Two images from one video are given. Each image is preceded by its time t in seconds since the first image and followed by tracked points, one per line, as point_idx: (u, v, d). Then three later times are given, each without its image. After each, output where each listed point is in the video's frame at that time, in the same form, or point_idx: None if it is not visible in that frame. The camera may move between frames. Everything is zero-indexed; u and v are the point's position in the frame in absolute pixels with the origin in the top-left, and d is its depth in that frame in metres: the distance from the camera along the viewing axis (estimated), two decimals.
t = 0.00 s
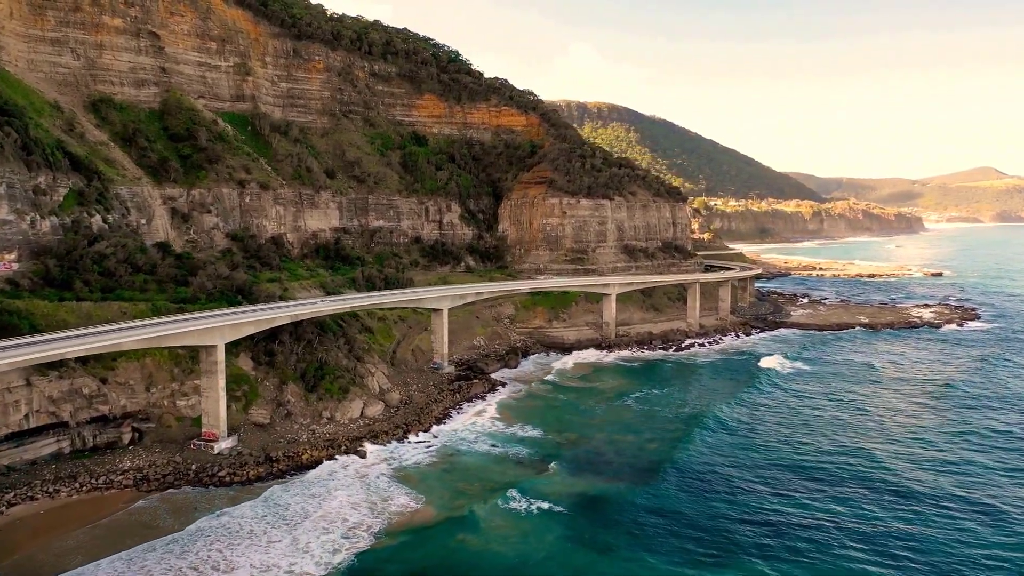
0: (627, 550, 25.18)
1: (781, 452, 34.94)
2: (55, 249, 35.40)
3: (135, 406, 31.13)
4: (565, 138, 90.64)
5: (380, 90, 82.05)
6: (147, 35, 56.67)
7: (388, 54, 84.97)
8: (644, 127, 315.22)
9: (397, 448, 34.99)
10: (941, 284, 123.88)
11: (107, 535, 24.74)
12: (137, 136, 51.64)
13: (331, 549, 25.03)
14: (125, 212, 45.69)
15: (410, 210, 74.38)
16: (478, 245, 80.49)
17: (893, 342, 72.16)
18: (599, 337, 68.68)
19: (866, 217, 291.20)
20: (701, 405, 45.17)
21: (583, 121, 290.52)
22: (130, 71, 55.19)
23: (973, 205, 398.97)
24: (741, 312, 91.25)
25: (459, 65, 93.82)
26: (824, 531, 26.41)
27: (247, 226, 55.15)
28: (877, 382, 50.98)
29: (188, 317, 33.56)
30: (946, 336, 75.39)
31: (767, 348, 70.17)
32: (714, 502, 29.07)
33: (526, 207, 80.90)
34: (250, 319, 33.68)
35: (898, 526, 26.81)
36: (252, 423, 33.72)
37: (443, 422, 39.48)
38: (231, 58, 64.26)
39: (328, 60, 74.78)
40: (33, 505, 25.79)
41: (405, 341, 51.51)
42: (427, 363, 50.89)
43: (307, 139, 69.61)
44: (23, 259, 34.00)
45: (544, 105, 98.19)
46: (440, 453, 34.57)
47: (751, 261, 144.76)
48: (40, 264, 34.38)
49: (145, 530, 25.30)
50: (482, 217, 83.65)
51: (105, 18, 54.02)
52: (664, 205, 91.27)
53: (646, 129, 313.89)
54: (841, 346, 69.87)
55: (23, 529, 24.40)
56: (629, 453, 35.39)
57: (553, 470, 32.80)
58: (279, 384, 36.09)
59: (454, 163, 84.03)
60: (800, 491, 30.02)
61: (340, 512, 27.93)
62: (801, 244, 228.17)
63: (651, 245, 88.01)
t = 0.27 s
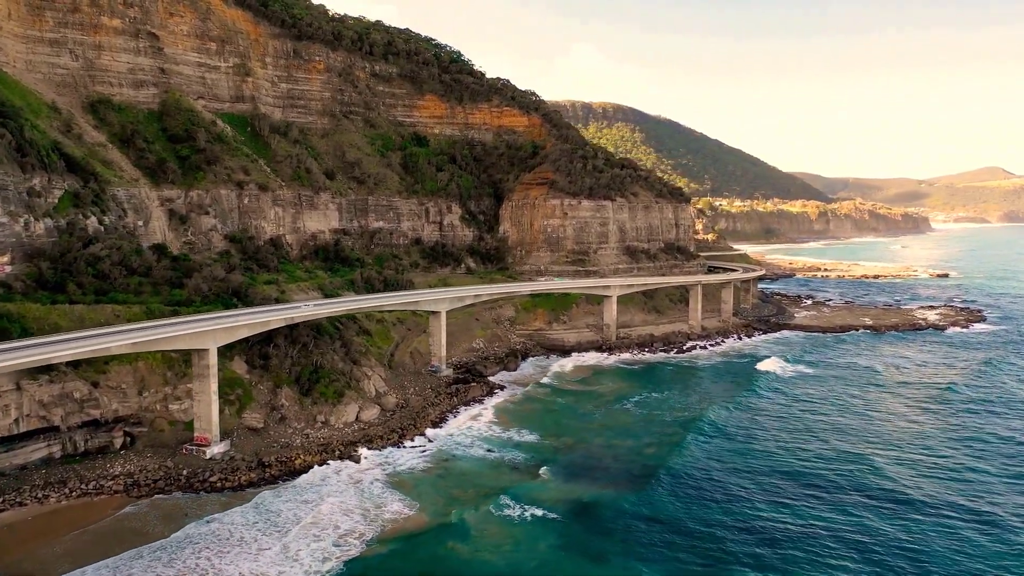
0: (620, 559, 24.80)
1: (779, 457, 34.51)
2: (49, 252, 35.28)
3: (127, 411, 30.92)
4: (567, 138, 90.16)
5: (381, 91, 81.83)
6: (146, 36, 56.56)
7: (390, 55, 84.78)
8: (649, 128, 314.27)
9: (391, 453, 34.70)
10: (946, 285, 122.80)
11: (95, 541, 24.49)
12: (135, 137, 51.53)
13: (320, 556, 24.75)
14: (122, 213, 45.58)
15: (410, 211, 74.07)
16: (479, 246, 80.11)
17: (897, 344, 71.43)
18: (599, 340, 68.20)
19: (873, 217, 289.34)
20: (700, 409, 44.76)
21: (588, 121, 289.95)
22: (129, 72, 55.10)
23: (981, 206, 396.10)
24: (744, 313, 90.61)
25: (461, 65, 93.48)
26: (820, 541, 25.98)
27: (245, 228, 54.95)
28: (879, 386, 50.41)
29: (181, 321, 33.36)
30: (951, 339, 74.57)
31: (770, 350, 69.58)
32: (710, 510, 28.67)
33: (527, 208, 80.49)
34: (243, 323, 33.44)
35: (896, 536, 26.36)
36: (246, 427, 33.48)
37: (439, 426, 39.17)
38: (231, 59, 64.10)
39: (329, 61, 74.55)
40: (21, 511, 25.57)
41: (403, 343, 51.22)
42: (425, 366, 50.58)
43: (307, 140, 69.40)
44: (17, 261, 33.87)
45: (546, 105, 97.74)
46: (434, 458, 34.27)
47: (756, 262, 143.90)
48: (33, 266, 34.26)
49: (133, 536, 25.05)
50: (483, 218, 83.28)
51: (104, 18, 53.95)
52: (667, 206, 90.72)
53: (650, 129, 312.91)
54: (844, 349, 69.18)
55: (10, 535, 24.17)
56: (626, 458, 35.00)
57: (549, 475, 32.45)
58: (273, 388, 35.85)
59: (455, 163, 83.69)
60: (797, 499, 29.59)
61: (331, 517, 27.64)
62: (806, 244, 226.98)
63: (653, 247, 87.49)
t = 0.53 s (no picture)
0: (613, 569, 24.42)
1: (777, 464, 34.07)
2: (42, 254, 35.15)
3: (118, 415, 30.68)
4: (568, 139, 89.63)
5: (381, 91, 81.55)
6: (144, 36, 56.37)
7: (390, 55, 84.56)
8: (653, 127, 313.34)
9: (385, 458, 34.37)
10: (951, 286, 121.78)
11: (82, 548, 24.23)
12: (132, 138, 51.38)
13: (309, 564, 24.45)
14: (118, 215, 45.44)
15: (409, 212, 73.74)
16: (479, 248, 79.73)
17: (901, 347, 70.74)
18: (599, 342, 67.74)
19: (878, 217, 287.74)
20: (699, 413, 44.31)
21: (591, 121, 289.40)
22: (126, 73, 54.95)
23: (987, 206, 393.64)
24: (746, 315, 89.99)
25: (461, 65, 93.10)
26: (815, 551, 25.56)
27: (243, 229, 54.69)
28: (881, 390, 49.86)
29: (173, 324, 33.12)
30: (955, 341, 73.82)
31: (771, 353, 69.02)
32: (705, 518, 28.26)
33: (528, 209, 80.06)
34: (236, 326, 33.17)
35: (893, 546, 25.92)
36: (238, 432, 33.21)
37: (434, 430, 38.84)
38: (230, 60, 63.85)
39: (329, 61, 74.27)
40: (9, 517, 25.34)
41: (400, 346, 50.89)
42: (422, 369, 50.23)
43: (306, 141, 69.18)
44: (9, 264, 33.72)
45: (547, 106, 97.24)
46: (429, 463, 33.93)
47: (760, 263, 143.06)
48: (26, 269, 34.08)
49: (121, 542, 24.78)
50: (483, 219, 82.90)
51: (101, 19, 53.83)
52: (668, 207, 90.16)
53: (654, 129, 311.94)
54: (847, 351, 68.54)
55: None
56: (623, 464, 34.58)
57: (544, 481, 32.08)
58: (266, 392, 35.58)
59: (456, 164, 83.33)
60: (794, 507, 29.16)
61: (322, 524, 27.33)
62: (810, 245, 225.88)
63: (655, 248, 86.93)
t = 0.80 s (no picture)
0: None
1: (775, 470, 33.60)
2: (34, 257, 35.06)
3: (109, 420, 30.44)
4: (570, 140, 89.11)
5: (381, 92, 81.28)
6: (142, 37, 56.14)
7: (391, 55, 84.49)
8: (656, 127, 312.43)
9: (378, 463, 34.04)
10: (956, 288, 120.83)
11: (69, 555, 23.95)
12: (129, 140, 51.19)
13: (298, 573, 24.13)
14: (113, 217, 45.31)
15: (409, 214, 73.42)
16: (479, 249, 79.35)
17: (904, 350, 70.05)
18: (600, 344, 67.27)
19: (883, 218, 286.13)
20: (697, 417, 43.86)
21: (594, 121, 288.75)
22: (124, 74, 54.79)
23: (994, 206, 391.17)
24: (748, 317, 89.36)
25: (462, 66, 92.76)
26: (811, 561, 25.13)
27: (241, 231, 54.43)
28: (883, 394, 49.26)
29: (165, 328, 32.86)
30: (960, 344, 73.05)
31: (773, 355, 68.44)
32: (700, 527, 27.83)
33: (528, 210, 79.62)
34: (228, 330, 32.88)
35: (891, 557, 25.47)
36: (231, 436, 32.93)
37: (430, 435, 38.48)
38: (229, 61, 63.58)
39: (329, 62, 73.97)
40: None
41: (397, 349, 50.54)
42: (420, 372, 49.87)
43: (305, 142, 68.95)
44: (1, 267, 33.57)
45: (549, 106, 96.72)
46: (423, 469, 33.57)
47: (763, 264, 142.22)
48: (18, 272, 33.89)
49: (108, 550, 24.51)
50: (484, 220, 82.54)
51: (99, 20, 53.69)
52: (670, 208, 89.57)
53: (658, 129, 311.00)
54: (849, 354, 67.88)
55: None
56: (619, 470, 34.16)
57: (538, 488, 31.69)
58: (260, 396, 35.30)
59: (456, 165, 82.96)
60: (791, 516, 28.69)
61: (312, 531, 27.01)
62: (814, 246, 224.75)
63: (656, 250, 86.39)
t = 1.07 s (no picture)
0: None
1: (772, 477, 33.15)
2: (27, 259, 34.88)
3: (100, 424, 30.21)
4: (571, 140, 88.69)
5: (381, 93, 81.03)
6: (141, 38, 56.00)
7: (391, 56, 84.16)
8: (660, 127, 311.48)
9: (372, 468, 33.72)
10: (961, 289, 119.87)
11: (55, 562, 23.69)
12: (126, 141, 51.05)
13: None
14: (109, 218, 45.21)
15: (408, 215, 73.13)
16: (479, 250, 79.00)
17: (907, 353, 69.35)
18: (599, 347, 66.85)
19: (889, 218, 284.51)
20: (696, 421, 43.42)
21: (598, 121, 288.13)
22: (122, 75, 54.64)
23: (1000, 206, 388.68)
24: (750, 319, 88.75)
25: (463, 66, 92.38)
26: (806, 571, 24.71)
27: (239, 233, 54.21)
28: (885, 398, 48.69)
29: (157, 331, 32.64)
30: (964, 347, 72.30)
31: (774, 358, 67.84)
32: (695, 535, 27.42)
33: (528, 211, 79.23)
34: (220, 333, 32.61)
35: (888, 567, 25.03)
36: (223, 441, 32.67)
37: (425, 439, 38.16)
38: (228, 61, 63.38)
39: (328, 62, 73.70)
40: None
41: (394, 352, 50.22)
42: (417, 375, 49.55)
43: (304, 143, 68.76)
44: None
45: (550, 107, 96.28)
46: (416, 474, 33.23)
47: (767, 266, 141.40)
48: (10, 274, 33.73)
49: (95, 556, 24.24)
50: (484, 221, 82.22)
51: (97, 21, 53.58)
52: (671, 209, 89.02)
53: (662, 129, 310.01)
54: (852, 357, 67.23)
55: None
56: (615, 475, 33.75)
57: (532, 494, 31.32)
58: (253, 400, 35.03)
59: (456, 166, 82.64)
60: (787, 525, 28.25)
61: (302, 538, 26.71)
62: (818, 246, 223.61)
63: (657, 251, 85.87)
